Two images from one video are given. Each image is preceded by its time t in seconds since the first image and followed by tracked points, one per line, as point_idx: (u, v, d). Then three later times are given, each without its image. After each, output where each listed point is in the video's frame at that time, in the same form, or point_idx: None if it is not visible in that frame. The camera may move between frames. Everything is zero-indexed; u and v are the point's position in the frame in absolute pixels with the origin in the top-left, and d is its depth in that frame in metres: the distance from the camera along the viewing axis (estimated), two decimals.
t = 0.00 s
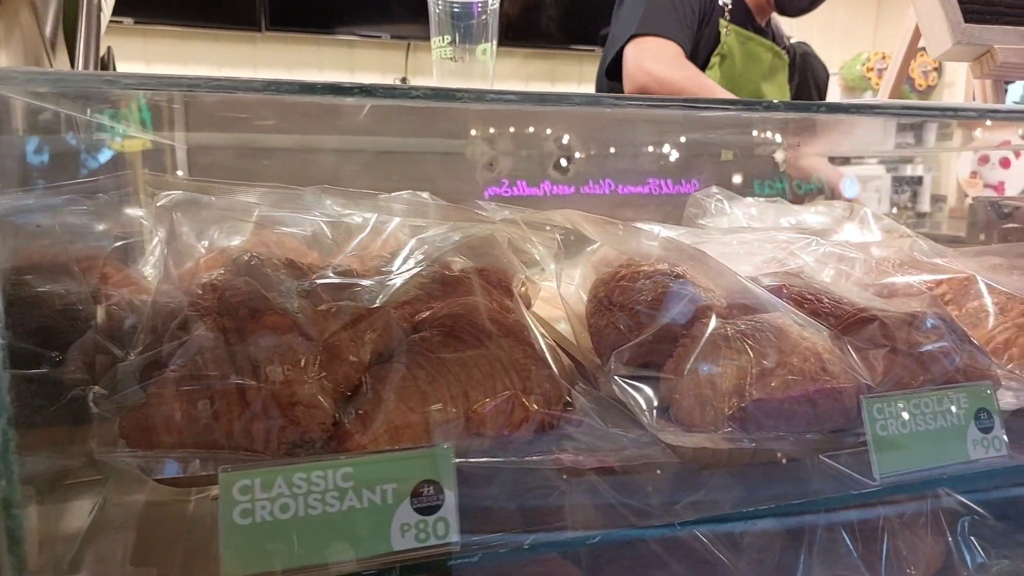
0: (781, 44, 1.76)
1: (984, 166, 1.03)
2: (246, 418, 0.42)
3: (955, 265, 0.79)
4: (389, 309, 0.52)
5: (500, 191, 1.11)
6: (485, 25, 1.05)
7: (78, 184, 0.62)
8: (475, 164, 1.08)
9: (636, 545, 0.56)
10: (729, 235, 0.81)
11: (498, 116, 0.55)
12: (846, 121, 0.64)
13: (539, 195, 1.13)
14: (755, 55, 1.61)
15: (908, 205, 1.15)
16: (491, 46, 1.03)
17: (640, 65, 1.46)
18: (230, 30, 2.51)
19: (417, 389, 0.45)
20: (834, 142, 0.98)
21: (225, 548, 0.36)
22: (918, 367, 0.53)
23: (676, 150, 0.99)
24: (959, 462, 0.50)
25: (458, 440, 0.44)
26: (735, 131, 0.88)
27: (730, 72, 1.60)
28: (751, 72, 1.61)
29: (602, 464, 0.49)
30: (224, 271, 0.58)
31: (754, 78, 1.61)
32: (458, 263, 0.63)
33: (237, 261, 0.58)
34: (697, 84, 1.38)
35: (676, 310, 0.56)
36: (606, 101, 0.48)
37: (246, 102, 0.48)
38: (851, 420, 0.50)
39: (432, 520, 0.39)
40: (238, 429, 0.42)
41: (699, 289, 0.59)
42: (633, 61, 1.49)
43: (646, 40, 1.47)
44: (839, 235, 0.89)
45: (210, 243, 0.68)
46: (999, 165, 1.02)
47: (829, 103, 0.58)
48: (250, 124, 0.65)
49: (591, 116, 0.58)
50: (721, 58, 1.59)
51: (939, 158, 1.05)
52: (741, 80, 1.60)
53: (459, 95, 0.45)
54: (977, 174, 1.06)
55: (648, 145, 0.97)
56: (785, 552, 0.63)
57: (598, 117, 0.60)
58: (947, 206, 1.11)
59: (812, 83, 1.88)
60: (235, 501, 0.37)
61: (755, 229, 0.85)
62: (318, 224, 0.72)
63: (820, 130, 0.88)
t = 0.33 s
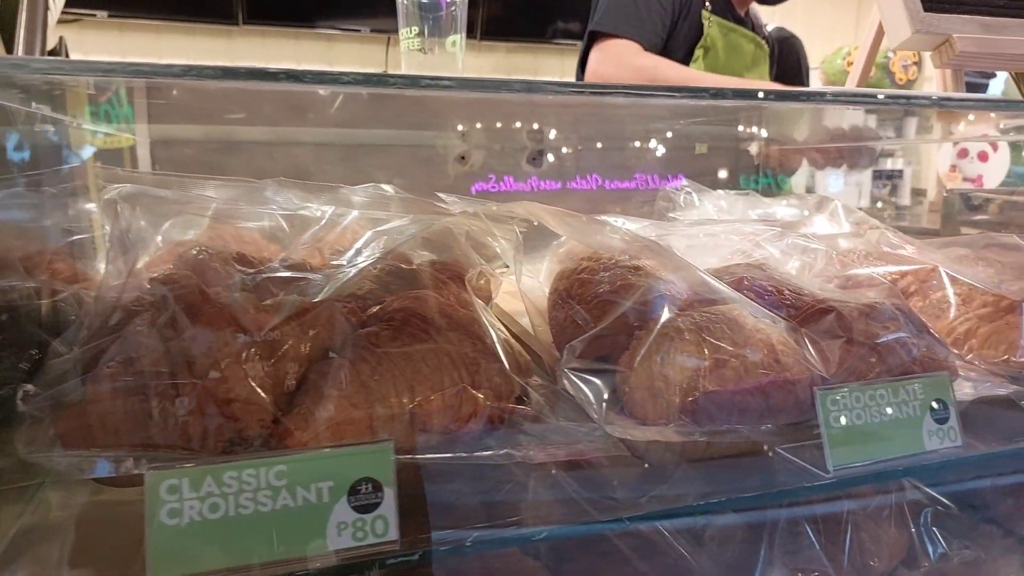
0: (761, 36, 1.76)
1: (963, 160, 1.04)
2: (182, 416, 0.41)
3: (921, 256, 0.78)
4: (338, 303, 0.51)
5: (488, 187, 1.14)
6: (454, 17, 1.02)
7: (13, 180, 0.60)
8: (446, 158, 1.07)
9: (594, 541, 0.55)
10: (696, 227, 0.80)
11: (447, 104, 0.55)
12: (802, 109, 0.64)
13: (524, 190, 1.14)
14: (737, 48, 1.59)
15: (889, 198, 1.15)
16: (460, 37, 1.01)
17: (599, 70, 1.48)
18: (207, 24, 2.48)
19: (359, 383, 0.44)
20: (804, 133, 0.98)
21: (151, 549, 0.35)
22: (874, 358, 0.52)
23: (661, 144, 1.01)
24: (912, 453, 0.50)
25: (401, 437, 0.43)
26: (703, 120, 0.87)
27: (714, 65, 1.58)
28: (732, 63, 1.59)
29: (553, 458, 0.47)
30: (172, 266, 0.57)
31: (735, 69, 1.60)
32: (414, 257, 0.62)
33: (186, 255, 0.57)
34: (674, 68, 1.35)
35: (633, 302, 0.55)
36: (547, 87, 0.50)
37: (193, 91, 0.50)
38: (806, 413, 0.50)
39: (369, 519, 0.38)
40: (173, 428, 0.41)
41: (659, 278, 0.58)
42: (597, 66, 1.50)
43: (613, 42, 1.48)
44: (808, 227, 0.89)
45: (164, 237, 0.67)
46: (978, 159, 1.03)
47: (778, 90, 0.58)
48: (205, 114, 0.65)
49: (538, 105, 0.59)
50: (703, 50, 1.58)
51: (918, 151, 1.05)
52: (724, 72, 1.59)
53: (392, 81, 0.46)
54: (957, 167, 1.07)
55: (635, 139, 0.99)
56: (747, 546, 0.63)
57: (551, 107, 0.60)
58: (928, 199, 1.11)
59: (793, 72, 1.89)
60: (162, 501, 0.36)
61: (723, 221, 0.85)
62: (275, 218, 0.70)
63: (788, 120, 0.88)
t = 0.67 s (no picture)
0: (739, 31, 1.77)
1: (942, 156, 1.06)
2: (124, 413, 0.40)
3: (887, 251, 0.79)
4: (291, 298, 0.50)
5: (472, 184, 1.17)
6: (425, 10, 1.02)
7: None
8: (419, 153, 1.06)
9: (554, 536, 0.55)
10: (664, 222, 0.80)
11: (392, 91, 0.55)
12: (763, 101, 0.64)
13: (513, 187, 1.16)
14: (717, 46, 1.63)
15: (869, 195, 1.15)
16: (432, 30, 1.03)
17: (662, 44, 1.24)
18: (184, 18, 2.45)
19: (309, 378, 0.43)
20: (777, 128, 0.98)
21: (85, 548, 0.34)
22: (832, 351, 0.52)
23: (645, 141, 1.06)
24: (869, 446, 0.50)
25: (352, 433, 0.43)
26: (674, 113, 0.87)
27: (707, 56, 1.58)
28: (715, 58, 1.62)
29: (508, 452, 0.47)
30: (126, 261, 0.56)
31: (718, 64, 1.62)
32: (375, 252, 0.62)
33: (139, 249, 0.56)
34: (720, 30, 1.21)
35: (593, 295, 0.55)
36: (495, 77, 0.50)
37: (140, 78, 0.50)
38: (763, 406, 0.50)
39: (314, 516, 0.38)
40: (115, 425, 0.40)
41: (620, 271, 0.57)
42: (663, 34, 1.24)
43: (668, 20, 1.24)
44: (777, 223, 0.89)
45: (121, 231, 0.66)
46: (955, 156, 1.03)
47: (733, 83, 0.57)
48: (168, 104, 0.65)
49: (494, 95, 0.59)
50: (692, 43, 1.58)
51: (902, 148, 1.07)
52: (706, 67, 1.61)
53: (334, 69, 0.46)
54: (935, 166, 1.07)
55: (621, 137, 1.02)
56: (711, 540, 0.63)
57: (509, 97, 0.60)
58: (907, 197, 1.11)
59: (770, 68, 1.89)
60: (98, 499, 0.35)
61: (692, 216, 0.84)
62: (236, 212, 0.69)
63: (758, 114, 0.88)
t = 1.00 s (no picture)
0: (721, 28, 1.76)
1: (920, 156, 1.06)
2: (84, 410, 0.40)
3: (861, 246, 0.79)
4: (256, 294, 0.49)
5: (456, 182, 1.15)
6: (400, 6, 1.01)
7: None
8: (398, 149, 1.06)
9: (526, 532, 0.55)
10: (640, 219, 0.80)
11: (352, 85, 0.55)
12: (735, 96, 0.64)
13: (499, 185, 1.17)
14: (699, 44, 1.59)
15: (849, 193, 1.17)
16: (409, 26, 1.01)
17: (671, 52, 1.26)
18: (165, 13, 2.43)
19: (274, 374, 0.43)
20: (754, 124, 0.99)
21: (41, 546, 0.34)
22: (801, 346, 0.53)
23: (630, 142, 1.09)
24: (837, 440, 0.51)
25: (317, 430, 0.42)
26: (651, 110, 0.87)
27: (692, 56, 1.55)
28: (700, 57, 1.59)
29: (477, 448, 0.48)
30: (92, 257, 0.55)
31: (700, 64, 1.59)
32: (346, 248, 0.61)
33: (106, 245, 0.55)
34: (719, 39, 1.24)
35: (563, 292, 0.55)
36: (456, 70, 0.50)
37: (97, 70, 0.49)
38: (731, 400, 0.50)
39: (276, 513, 0.38)
40: (75, 422, 0.40)
41: (591, 266, 0.57)
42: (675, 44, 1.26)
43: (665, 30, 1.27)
44: (754, 220, 0.89)
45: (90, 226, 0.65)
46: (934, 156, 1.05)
47: (698, 77, 0.57)
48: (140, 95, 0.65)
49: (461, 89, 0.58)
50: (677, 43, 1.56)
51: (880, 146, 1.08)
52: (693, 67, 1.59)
53: (294, 61, 0.45)
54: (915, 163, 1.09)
55: (605, 137, 1.06)
56: (684, 534, 0.63)
57: (476, 91, 0.59)
58: (886, 194, 1.14)
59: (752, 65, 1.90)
60: (54, 497, 0.35)
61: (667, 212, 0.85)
62: (208, 207, 0.69)
63: (734, 111, 0.89)
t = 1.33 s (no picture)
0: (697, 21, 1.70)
1: (897, 156, 1.06)
2: (46, 406, 0.39)
3: (834, 243, 0.80)
4: (225, 288, 0.49)
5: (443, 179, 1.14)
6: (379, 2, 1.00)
7: None
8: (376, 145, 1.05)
9: (499, 527, 0.55)
10: (616, 215, 0.80)
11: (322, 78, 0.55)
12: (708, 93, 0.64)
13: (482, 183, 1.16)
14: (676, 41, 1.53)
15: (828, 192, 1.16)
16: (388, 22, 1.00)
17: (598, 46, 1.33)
18: (144, 8, 2.39)
19: (242, 370, 0.42)
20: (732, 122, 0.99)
21: None
22: (770, 340, 0.53)
23: (614, 141, 1.12)
24: (806, 433, 0.51)
25: (286, 425, 0.42)
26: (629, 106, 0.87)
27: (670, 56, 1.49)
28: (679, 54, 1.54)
29: (448, 443, 0.48)
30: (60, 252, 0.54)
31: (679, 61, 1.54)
32: (318, 243, 0.61)
33: (73, 240, 0.55)
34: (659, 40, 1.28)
35: (536, 287, 0.55)
36: (424, 63, 0.50)
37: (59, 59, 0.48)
38: (702, 394, 0.51)
39: (242, 508, 0.38)
40: (37, 418, 0.39)
41: (564, 262, 0.58)
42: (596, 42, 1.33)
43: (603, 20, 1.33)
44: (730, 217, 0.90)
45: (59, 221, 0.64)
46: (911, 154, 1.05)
47: (667, 73, 0.58)
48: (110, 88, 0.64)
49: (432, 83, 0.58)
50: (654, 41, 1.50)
51: (854, 143, 1.08)
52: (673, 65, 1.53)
53: (258, 53, 0.45)
54: (891, 162, 1.09)
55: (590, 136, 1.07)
56: (659, 529, 0.63)
57: (449, 85, 0.59)
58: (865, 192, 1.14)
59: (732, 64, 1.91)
60: (12, 494, 0.34)
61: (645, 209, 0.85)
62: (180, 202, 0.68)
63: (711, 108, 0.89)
